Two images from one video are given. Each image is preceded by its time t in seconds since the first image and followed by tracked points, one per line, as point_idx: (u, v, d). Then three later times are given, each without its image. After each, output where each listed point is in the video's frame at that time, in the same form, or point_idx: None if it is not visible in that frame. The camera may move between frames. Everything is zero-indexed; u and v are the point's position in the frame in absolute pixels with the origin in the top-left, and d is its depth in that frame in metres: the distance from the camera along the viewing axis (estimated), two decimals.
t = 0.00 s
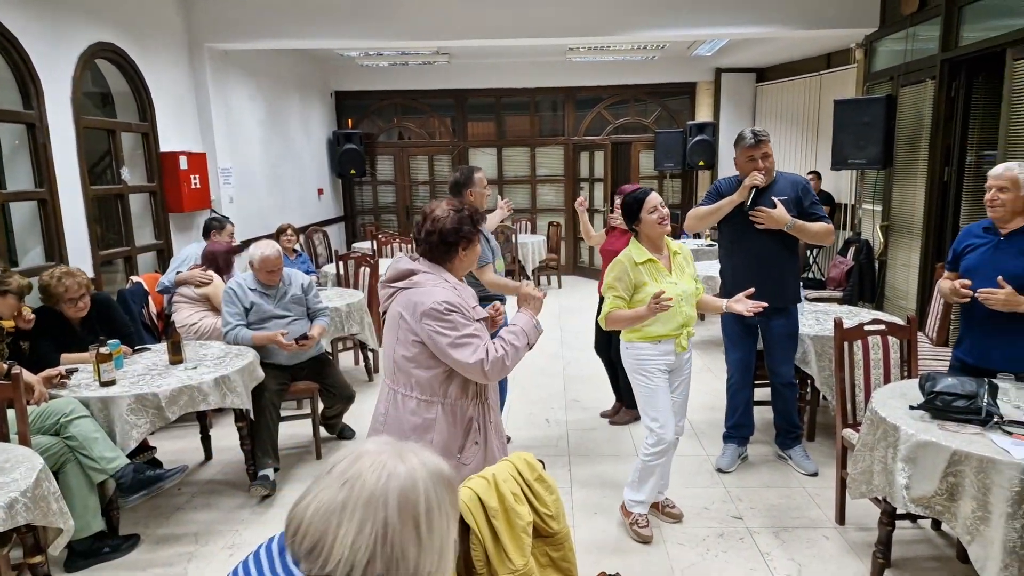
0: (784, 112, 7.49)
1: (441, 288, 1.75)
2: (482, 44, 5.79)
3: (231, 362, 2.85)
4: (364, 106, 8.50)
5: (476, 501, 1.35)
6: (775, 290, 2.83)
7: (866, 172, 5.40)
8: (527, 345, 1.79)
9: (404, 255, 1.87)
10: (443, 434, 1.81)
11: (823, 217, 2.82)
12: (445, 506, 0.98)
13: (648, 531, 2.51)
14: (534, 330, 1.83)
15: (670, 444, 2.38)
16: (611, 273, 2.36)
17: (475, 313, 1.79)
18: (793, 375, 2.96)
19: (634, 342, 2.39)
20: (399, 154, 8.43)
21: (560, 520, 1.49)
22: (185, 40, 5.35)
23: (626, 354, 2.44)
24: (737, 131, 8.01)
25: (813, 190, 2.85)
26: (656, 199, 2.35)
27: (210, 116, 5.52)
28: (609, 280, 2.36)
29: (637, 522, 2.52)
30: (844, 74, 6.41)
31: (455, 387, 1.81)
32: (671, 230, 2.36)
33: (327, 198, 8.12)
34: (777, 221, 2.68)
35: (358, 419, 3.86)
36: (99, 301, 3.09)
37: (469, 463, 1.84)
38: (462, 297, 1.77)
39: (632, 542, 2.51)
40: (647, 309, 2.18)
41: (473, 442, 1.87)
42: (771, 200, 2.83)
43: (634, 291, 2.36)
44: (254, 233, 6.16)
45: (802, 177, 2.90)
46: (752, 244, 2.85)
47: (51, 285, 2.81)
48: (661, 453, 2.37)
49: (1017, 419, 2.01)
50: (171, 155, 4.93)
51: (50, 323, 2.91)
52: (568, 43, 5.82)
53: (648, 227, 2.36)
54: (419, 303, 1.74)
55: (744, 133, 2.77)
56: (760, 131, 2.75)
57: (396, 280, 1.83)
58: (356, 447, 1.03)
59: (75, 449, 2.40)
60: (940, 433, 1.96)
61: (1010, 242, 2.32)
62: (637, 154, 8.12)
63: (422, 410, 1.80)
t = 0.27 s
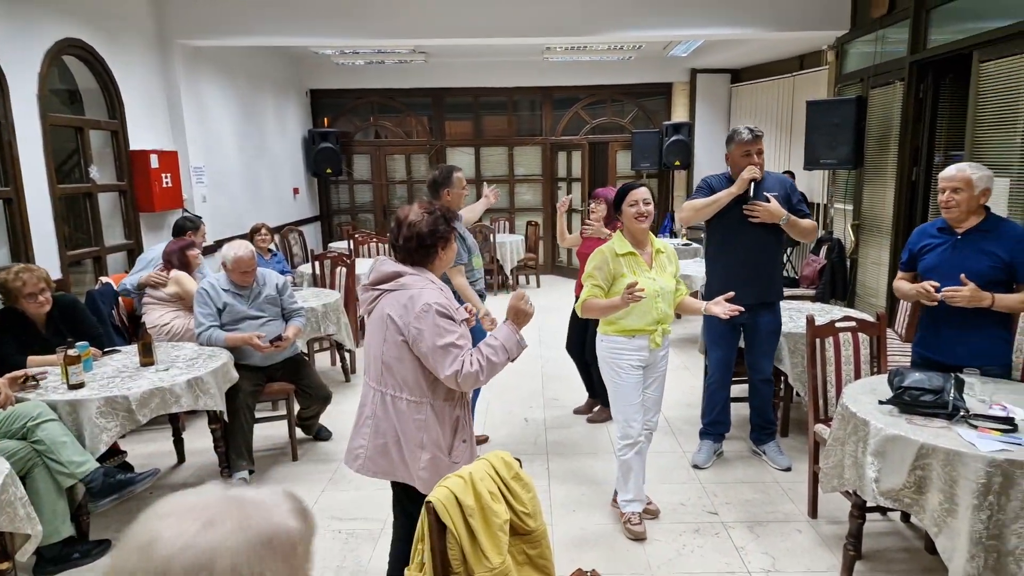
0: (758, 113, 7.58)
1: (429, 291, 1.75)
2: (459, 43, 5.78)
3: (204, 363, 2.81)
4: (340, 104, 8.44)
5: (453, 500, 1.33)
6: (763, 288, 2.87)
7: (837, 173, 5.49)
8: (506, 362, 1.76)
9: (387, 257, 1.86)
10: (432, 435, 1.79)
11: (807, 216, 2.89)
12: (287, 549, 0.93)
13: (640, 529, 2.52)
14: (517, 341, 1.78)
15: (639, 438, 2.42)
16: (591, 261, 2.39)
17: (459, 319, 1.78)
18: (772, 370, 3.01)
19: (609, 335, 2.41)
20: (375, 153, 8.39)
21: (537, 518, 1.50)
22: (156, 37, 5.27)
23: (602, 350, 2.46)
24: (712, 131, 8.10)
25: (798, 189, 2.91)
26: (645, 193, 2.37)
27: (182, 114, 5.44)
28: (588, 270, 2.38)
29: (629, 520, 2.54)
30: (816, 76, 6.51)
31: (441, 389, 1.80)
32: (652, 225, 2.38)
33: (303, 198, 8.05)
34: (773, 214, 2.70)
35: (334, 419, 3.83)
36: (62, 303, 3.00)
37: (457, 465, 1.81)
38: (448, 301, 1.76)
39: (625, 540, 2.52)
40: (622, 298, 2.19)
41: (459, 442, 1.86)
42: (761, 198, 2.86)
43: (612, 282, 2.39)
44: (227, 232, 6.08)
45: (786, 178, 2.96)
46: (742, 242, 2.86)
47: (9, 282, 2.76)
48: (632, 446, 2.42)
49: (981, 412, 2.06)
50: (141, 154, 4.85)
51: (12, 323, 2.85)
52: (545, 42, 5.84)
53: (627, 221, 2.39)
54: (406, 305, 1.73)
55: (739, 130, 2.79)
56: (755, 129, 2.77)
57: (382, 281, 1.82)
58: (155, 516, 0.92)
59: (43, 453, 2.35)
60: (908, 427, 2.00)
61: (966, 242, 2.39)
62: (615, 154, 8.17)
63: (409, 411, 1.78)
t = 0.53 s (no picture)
0: (729, 113, 7.67)
1: (426, 278, 1.77)
2: (432, 41, 5.76)
3: (170, 364, 2.76)
4: (312, 102, 8.36)
5: (423, 499, 1.32)
6: (749, 284, 2.91)
7: (805, 173, 5.59)
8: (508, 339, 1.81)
9: (373, 254, 1.85)
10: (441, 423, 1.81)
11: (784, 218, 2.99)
12: None
13: (602, 523, 2.54)
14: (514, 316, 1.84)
15: (615, 440, 2.43)
16: (568, 263, 2.39)
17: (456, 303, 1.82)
18: (749, 367, 3.06)
19: (584, 339, 2.42)
20: (348, 151, 8.31)
21: (509, 516, 1.50)
22: (120, 31, 5.16)
23: (575, 352, 2.47)
24: (684, 132, 8.19)
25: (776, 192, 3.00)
26: (615, 196, 2.40)
27: (148, 109, 5.33)
28: (563, 272, 2.38)
29: (591, 515, 2.56)
30: (785, 77, 6.61)
31: (443, 376, 1.83)
32: (628, 226, 2.41)
33: (273, 196, 7.94)
34: (764, 211, 2.77)
35: (306, 420, 3.80)
36: (18, 303, 2.92)
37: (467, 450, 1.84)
38: (444, 287, 1.80)
39: (587, 535, 2.55)
40: (597, 301, 2.19)
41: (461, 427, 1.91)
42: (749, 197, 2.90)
43: (586, 284, 2.40)
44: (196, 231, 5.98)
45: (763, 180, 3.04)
46: (730, 240, 2.88)
47: None
48: (608, 448, 2.43)
49: (942, 406, 2.12)
50: (105, 150, 4.75)
51: None
52: (518, 41, 5.83)
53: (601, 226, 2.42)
54: (406, 294, 1.75)
55: (730, 128, 2.81)
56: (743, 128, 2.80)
57: (375, 276, 1.82)
58: None
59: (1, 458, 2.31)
60: (872, 422, 2.04)
61: (923, 242, 2.44)
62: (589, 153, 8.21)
63: (415, 402, 1.79)
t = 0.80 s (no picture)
0: (684, 112, 7.79)
1: (411, 276, 1.84)
2: (387, 37, 5.69)
3: (116, 370, 2.66)
4: (265, 99, 8.18)
5: (381, 502, 1.30)
6: (720, 277, 2.95)
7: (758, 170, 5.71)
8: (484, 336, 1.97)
9: (352, 257, 1.87)
10: (437, 415, 1.91)
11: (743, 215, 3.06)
12: None
13: (555, 522, 2.55)
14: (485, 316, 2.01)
15: (558, 433, 2.46)
16: (524, 253, 2.36)
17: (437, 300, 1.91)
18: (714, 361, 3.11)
19: (541, 331, 2.41)
20: (302, 149, 8.17)
21: (468, 516, 1.49)
22: (60, 25, 4.96)
23: (528, 347, 2.47)
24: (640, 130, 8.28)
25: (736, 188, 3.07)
26: (569, 186, 2.41)
27: (91, 106, 5.14)
28: (522, 261, 2.35)
29: (543, 515, 2.57)
30: (738, 76, 6.74)
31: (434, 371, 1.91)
32: (582, 215, 2.42)
33: (225, 195, 7.75)
34: (730, 206, 2.87)
35: (262, 425, 3.71)
36: None
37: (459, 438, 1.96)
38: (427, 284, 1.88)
39: (538, 533, 2.55)
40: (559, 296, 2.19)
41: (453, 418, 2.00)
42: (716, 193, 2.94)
43: (545, 275, 2.38)
44: (143, 231, 5.79)
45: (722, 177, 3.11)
46: (701, 234, 2.90)
47: None
48: (552, 441, 2.47)
49: (890, 396, 2.19)
50: (45, 148, 4.56)
51: None
52: (475, 38, 5.81)
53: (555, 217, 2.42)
54: (394, 294, 1.81)
55: (696, 126, 2.85)
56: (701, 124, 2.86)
57: (357, 278, 1.86)
58: None
59: None
60: (823, 412, 2.10)
61: (866, 238, 2.52)
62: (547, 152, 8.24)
63: (410, 398, 1.87)
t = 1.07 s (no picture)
0: (647, 112, 7.88)
1: (385, 272, 1.82)
2: (348, 35, 5.62)
3: (68, 376, 2.58)
4: (224, 96, 8.01)
5: (343, 506, 1.28)
6: (691, 274, 2.99)
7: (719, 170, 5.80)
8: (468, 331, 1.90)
9: (328, 252, 1.87)
10: (406, 414, 1.88)
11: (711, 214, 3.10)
12: None
13: (522, 521, 2.56)
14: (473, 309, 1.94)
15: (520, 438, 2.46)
16: (479, 258, 2.36)
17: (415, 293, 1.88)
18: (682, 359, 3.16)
19: (497, 337, 2.40)
20: (263, 148, 8.03)
21: (433, 517, 1.48)
22: (6, 19, 4.78)
23: (483, 352, 2.46)
24: (604, 129, 8.34)
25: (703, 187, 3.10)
26: (523, 190, 2.42)
27: (40, 103, 4.97)
28: (476, 267, 2.34)
29: (509, 515, 2.57)
30: (699, 77, 6.83)
31: (407, 368, 1.88)
32: (536, 220, 2.43)
33: (182, 195, 7.56)
34: (700, 204, 2.88)
35: (223, 429, 3.64)
36: None
37: (429, 436, 1.94)
38: (404, 278, 1.85)
39: (506, 533, 2.55)
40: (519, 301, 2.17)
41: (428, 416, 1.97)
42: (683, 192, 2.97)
43: (499, 280, 2.39)
44: (96, 232, 5.62)
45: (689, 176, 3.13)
46: (670, 231, 2.93)
47: None
48: (513, 446, 2.45)
49: (846, 389, 2.24)
50: None
51: None
52: (438, 37, 5.78)
53: (509, 220, 2.42)
54: (367, 289, 1.79)
55: (657, 127, 2.88)
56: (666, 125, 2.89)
57: (335, 272, 1.85)
58: None
59: None
60: (784, 407, 2.14)
61: (823, 237, 2.58)
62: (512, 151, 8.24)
63: (380, 394, 1.85)
